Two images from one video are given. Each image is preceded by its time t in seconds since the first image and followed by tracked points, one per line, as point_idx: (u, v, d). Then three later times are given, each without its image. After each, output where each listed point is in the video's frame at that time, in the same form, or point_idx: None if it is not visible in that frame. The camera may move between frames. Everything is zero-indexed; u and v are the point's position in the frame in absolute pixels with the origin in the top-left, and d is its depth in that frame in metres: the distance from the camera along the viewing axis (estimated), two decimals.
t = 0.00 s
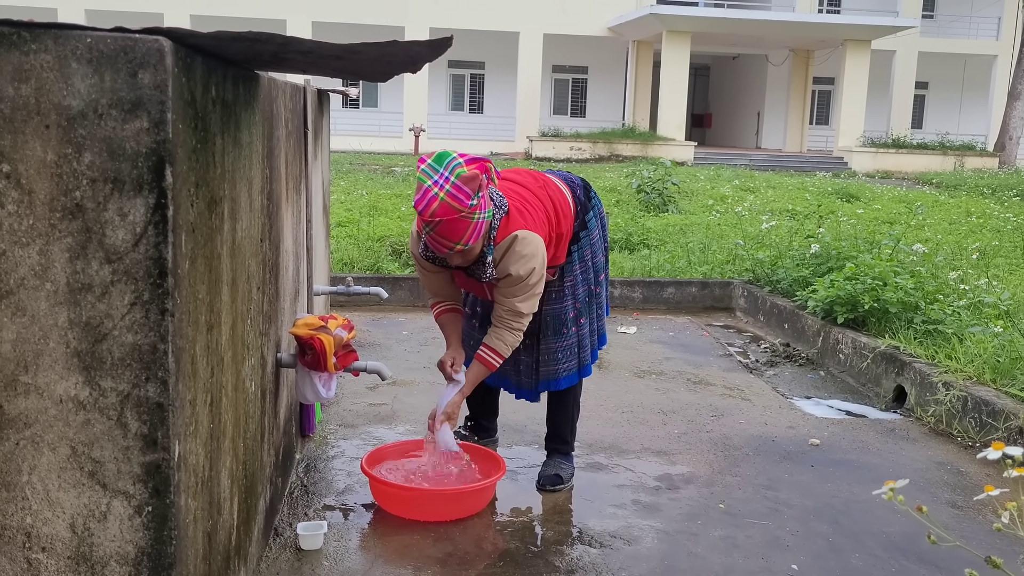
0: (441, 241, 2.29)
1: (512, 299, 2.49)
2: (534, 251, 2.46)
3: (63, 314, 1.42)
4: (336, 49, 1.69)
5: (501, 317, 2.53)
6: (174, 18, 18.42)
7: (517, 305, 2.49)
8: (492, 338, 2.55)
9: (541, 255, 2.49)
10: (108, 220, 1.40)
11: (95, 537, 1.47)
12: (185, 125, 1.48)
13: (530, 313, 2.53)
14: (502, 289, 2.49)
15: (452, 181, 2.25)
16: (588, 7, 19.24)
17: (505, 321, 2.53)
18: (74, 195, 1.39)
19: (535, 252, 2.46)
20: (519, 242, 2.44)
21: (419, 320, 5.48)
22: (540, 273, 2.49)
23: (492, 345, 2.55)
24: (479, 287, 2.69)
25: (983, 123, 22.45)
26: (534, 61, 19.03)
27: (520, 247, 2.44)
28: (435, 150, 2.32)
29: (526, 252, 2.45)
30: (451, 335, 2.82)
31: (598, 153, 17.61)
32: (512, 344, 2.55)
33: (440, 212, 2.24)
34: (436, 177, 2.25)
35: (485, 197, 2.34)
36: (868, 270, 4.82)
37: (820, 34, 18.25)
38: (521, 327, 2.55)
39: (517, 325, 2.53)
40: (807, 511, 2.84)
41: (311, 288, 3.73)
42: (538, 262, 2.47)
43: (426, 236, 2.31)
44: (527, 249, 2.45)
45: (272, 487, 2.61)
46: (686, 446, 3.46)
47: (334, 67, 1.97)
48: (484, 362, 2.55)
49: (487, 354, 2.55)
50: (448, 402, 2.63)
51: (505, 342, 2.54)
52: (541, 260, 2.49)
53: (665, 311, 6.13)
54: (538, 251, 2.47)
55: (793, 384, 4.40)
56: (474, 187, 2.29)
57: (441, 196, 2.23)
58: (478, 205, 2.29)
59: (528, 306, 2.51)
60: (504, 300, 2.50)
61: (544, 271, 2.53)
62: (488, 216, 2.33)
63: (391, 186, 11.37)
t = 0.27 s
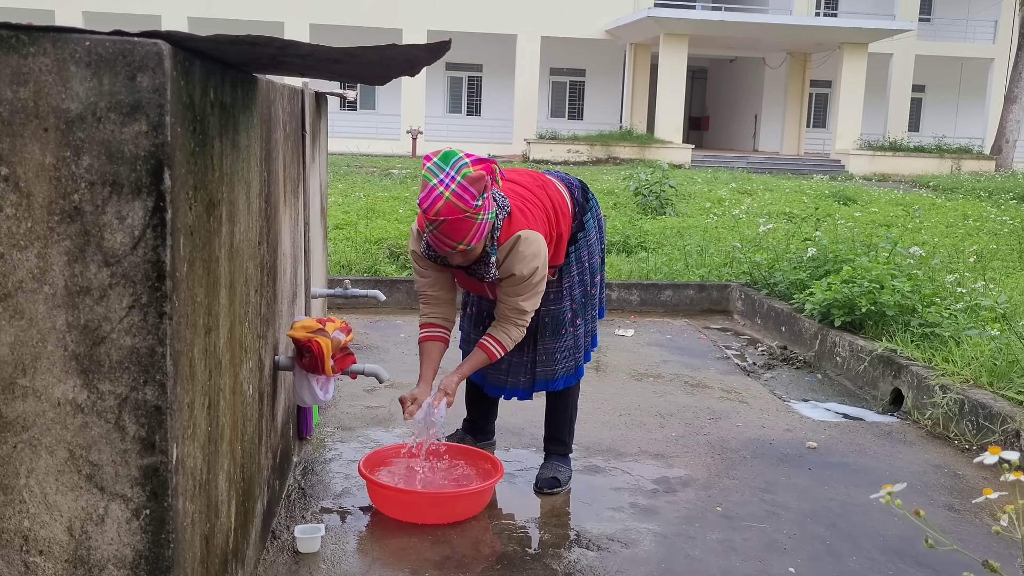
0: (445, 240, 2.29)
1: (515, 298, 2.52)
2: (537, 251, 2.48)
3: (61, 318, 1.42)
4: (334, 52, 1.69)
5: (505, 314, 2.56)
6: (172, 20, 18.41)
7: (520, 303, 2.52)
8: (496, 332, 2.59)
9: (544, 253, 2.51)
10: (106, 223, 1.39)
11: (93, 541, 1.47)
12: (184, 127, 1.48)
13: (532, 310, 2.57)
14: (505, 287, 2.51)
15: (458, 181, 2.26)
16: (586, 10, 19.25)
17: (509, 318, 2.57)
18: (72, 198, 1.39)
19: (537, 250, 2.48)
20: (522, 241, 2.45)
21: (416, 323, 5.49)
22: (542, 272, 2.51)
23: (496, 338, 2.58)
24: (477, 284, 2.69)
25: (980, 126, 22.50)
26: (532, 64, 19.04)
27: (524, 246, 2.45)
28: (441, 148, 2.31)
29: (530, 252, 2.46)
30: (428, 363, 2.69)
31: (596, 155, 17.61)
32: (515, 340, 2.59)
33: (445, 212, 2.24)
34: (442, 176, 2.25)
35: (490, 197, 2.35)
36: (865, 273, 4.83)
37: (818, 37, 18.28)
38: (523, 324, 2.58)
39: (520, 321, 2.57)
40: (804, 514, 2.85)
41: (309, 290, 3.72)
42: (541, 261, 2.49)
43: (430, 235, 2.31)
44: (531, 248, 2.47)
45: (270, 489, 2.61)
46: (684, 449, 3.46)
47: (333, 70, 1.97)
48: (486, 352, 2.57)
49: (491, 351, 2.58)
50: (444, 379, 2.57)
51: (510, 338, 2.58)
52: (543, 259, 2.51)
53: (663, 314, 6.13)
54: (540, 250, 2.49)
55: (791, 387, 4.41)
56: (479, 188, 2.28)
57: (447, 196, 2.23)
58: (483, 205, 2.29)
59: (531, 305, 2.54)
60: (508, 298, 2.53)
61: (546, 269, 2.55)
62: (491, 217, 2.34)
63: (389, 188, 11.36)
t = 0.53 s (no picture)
0: (445, 256, 2.30)
1: (518, 310, 2.49)
2: (537, 261, 2.47)
3: (61, 317, 1.42)
4: (334, 53, 1.69)
5: (510, 330, 2.52)
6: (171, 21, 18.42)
7: (524, 315, 2.48)
8: (503, 353, 2.53)
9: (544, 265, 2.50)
10: (106, 223, 1.40)
11: (92, 540, 1.47)
12: (183, 128, 1.49)
13: (538, 324, 2.52)
14: (508, 300, 2.49)
15: (456, 199, 2.26)
16: (585, 11, 19.26)
17: (514, 333, 2.52)
18: (72, 198, 1.39)
19: (537, 262, 2.47)
20: (522, 252, 2.46)
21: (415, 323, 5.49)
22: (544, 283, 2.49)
23: (503, 360, 2.52)
24: (480, 298, 2.67)
25: (979, 127, 22.52)
26: (532, 65, 19.05)
27: (523, 258, 2.45)
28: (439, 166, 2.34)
29: (530, 264, 2.46)
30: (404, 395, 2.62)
31: (595, 155, 17.62)
32: (524, 357, 2.53)
33: (444, 229, 2.25)
34: (440, 194, 2.26)
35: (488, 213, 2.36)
36: (864, 273, 4.83)
37: (816, 38, 18.30)
38: (530, 338, 2.52)
39: (527, 336, 2.51)
40: (803, 514, 2.85)
41: (308, 290, 3.72)
42: (541, 271, 2.48)
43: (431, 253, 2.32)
44: (530, 260, 2.46)
45: (269, 490, 2.61)
46: (683, 449, 3.47)
47: (332, 70, 1.98)
48: (497, 378, 2.53)
49: (500, 369, 2.53)
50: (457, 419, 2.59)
51: (516, 356, 2.52)
52: (544, 269, 2.50)
53: (662, 314, 6.14)
54: (541, 260, 2.49)
55: (790, 387, 4.41)
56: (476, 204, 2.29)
57: (445, 213, 2.24)
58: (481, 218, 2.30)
59: (536, 316, 2.50)
60: (512, 311, 2.49)
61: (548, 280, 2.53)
62: (491, 231, 2.35)
63: (388, 188, 11.37)
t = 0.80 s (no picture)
0: (439, 291, 2.31)
1: (512, 334, 2.50)
2: (531, 287, 2.46)
3: (60, 319, 1.42)
4: (332, 54, 1.69)
5: (504, 354, 2.53)
6: (169, 22, 18.41)
7: (518, 340, 2.50)
8: (497, 379, 2.55)
9: (538, 290, 2.49)
10: (105, 225, 1.40)
11: (92, 542, 1.47)
12: (182, 131, 1.49)
13: (532, 347, 2.53)
14: (503, 325, 2.50)
15: (447, 236, 2.25)
16: (583, 12, 19.27)
17: (508, 358, 2.53)
18: (71, 200, 1.39)
19: (530, 288, 2.46)
20: (515, 279, 2.44)
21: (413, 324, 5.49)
22: (537, 309, 2.48)
23: (498, 388, 2.55)
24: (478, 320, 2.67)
25: (976, 128, 22.55)
26: (530, 66, 19.04)
27: (516, 285, 2.44)
28: (432, 199, 2.31)
29: (524, 292, 2.45)
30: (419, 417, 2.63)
31: (593, 156, 17.61)
32: (517, 381, 2.55)
33: (437, 266, 2.26)
34: (431, 231, 2.25)
35: (480, 244, 2.34)
36: (862, 274, 4.84)
37: (814, 39, 18.31)
38: (524, 363, 2.54)
39: (520, 361, 2.53)
40: (801, 515, 2.85)
41: (307, 292, 3.72)
42: (535, 296, 2.47)
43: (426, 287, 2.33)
44: (524, 287, 2.45)
45: (268, 491, 2.61)
46: (681, 450, 3.47)
47: (331, 72, 1.98)
48: (491, 407, 2.55)
49: (494, 397, 2.55)
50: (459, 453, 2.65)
51: (509, 382, 2.54)
52: (538, 292, 2.49)
53: (660, 316, 6.14)
54: (536, 284, 2.48)
55: (787, 388, 4.42)
56: (467, 241, 2.27)
57: (437, 249, 2.24)
58: (472, 255, 2.29)
59: (529, 340, 2.51)
60: (507, 336, 2.51)
61: (543, 301, 2.53)
62: (484, 264, 2.34)
63: (386, 189, 11.37)
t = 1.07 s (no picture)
0: (434, 260, 2.31)
1: (507, 315, 2.52)
2: (528, 267, 2.49)
3: (56, 321, 1.42)
4: (328, 57, 1.70)
5: (499, 335, 2.56)
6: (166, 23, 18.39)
7: (513, 321, 2.52)
8: (490, 354, 2.59)
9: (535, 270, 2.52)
10: (101, 226, 1.40)
11: (87, 544, 1.47)
12: (178, 132, 1.49)
13: (527, 329, 2.57)
14: (497, 304, 2.52)
15: (447, 203, 2.26)
16: (580, 13, 19.27)
17: (501, 338, 2.56)
18: (67, 201, 1.39)
19: (527, 266, 2.49)
20: (511, 258, 2.47)
21: (410, 325, 5.49)
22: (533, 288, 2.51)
23: (490, 362, 2.58)
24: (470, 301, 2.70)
25: (972, 128, 22.60)
26: (527, 67, 19.04)
27: (514, 262, 2.47)
28: (432, 167, 2.33)
29: (520, 270, 2.47)
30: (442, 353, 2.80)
31: (590, 157, 17.62)
32: (510, 360, 2.58)
33: (434, 233, 2.26)
34: (431, 198, 2.26)
35: (479, 216, 2.36)
36: (858, 275, 4.85)
37: (810, 40, 18.33)
38: (517, 343, 2.57)
39: (514, 340, 2.56)
40: (798, 516, 2.85)
41: (303, 293, 3.71)
42: (532, 277, 2.49)
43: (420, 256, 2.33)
44: (521, 265, 2.47)
45: (264, 492, 2.61)
46: (678, 451, 3.47)
47: (328, 74, 1.98)
48: (482, 378, 2.59)
49: (485, 370, 2.59)
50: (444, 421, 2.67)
51: (502, 359, 2.57)
52: (534, 274, 2.51)
53: (657, 316, 6.14)
54: (532, 265, 2.50)
55: (784, 388, 4.42)
56: (468, 209, 2.30)
57: (436, 216, 2.25)
58: (472, 222, 2.30)
59: (524, 322, 2.54)
60: (501, 317, 2.53)
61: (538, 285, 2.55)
62: (482, 236, 2.35)
63: (383, 190, 11.37)
